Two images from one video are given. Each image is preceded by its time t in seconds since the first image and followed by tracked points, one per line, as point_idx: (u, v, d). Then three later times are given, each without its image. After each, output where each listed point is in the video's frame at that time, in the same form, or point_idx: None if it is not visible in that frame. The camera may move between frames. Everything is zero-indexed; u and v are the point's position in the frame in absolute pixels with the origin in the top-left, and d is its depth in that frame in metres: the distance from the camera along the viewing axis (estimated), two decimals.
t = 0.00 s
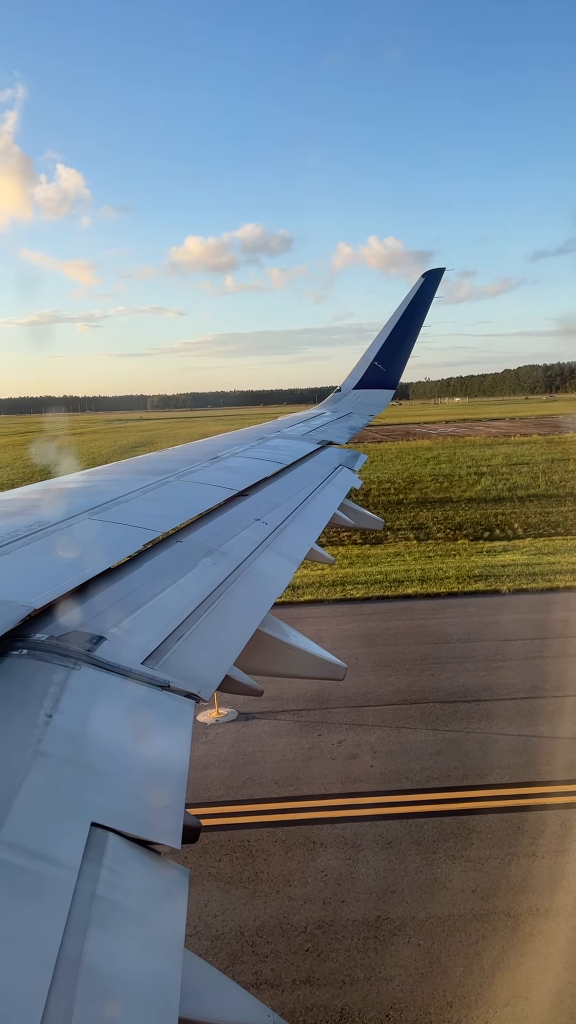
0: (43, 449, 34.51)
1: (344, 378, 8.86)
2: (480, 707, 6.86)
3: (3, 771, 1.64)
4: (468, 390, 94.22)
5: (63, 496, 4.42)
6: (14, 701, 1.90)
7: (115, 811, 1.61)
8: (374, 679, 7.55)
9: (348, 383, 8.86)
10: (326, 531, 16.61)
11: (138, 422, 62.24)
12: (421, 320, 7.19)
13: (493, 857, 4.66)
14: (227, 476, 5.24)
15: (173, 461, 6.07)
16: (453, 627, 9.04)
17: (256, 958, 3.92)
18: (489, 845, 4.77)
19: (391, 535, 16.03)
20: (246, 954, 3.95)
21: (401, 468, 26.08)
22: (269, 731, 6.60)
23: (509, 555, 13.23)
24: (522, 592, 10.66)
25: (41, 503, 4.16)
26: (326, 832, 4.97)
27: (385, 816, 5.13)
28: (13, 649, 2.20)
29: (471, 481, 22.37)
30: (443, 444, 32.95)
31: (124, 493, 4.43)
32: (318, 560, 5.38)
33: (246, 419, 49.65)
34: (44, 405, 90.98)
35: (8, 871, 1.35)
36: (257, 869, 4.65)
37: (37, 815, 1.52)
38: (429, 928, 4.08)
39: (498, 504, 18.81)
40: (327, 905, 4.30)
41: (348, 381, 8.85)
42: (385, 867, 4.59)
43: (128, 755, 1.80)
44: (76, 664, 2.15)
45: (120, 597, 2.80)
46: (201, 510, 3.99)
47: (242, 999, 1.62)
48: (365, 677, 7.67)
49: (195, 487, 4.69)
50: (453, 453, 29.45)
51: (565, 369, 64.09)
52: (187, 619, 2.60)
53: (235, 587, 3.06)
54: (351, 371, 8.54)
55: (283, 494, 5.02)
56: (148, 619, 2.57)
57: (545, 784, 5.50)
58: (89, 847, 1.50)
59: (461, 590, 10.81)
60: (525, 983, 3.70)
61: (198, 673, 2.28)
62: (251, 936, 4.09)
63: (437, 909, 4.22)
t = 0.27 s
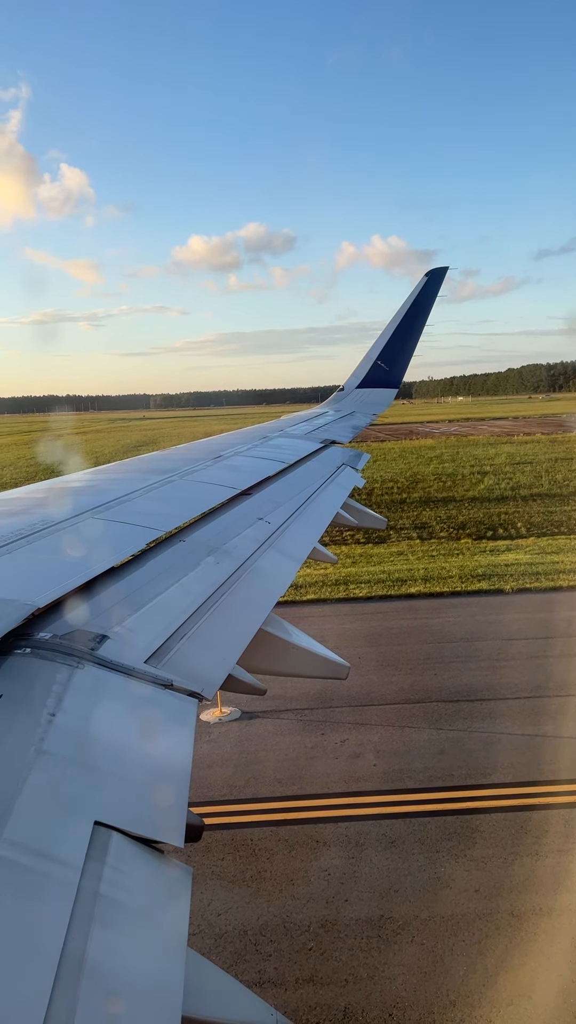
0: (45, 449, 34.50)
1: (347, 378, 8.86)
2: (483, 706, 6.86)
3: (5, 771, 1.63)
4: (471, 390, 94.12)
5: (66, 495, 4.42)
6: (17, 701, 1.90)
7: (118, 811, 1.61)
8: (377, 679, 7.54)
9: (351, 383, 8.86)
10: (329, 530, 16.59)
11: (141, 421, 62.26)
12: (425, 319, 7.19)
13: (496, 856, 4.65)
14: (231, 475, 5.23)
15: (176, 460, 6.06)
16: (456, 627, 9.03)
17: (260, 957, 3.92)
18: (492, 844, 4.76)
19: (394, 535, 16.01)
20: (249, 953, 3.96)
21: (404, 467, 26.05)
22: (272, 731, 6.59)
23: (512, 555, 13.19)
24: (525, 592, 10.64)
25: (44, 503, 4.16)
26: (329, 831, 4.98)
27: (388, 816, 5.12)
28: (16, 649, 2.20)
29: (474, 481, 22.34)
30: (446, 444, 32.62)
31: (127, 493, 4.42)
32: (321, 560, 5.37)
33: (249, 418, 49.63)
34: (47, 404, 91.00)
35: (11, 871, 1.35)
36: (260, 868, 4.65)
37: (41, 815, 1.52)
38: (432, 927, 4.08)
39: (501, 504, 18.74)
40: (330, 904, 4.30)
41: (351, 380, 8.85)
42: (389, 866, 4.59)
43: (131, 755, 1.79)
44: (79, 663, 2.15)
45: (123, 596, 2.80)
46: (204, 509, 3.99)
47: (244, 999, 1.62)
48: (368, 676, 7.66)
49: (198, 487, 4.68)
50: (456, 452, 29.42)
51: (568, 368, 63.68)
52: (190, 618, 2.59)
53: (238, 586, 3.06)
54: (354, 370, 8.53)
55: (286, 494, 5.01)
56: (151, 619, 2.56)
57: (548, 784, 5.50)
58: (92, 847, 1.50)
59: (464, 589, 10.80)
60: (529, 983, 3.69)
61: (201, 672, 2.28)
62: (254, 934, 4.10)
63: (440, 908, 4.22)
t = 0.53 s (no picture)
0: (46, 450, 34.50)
1: (349, 377, 8.85)
2: (485, 705, 6.85)
3: (7, 772, 1.63)
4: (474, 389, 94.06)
5: (68, 495, 4.40)
6: (18, 701, 1.90)
7: (120, 810, 1.61)
8: (378, 678, 7.53)
9: (354, 382, 8.86)
10: (331, 530, 16.56)
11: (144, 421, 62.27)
12: (427, 318, 7.18)
13: (499, 855, 4.65)
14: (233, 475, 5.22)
15: (179, 460, 6.06)
16: (457, 626, 9.02)
17: (262, 956, 3.92)
18: (495, 844, 4.76)
19: (396, 535, 16.00)
20: (251, 952, 3.95)
21: (406, 467, 26.03)
22: (273, 731, 6.59)
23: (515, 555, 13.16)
24: (528, 591, 10.62)
25: (45, 502, 4.15)
26: (332, 830, 4.98)
27: (391, 815, 5.12)
28: (19, 649, 2.20)
29: (476, 480, 22.31)
30: (448, 444, 32.41)
31: (129, 492, 4.40)
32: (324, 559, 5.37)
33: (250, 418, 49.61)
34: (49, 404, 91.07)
35: (14, 871, 1.35)
36: (262, 867, 4.65)
37: (43, 815, 1.52)
38: (435, 926, 4.08)
39: (504, 503, 18.69)
40: (333, 903, 4.30)
41: (354, 380, 8.84)
42: (392, 865, 4.59)
43: (133, 754, 1.79)
44: (82, 662, 2.15)
45: (125, 595, 2.80)
46: (206, 509, 3.98)
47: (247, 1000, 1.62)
48: (369, 676, 7.65)
49: (200, 486, 4.67)
50: (458, 452, 29.38)
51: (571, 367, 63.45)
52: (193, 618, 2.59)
53: (240, 586, 3.06)
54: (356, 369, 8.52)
55: (288, 493, 5.01)
56: (153, 619, 2.56)
57: (550, 783, 5.49)
58: (94, 846, 1.50)
59: (467, 589, 10.78)
60: (531, 983, 3.69)
61: (203, 671, 2.28)
62: (257, 934, 4.10)
63: (443, 908, 4.21)
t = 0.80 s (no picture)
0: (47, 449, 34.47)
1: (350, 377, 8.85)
2: (487, 705, 6.85)
3: (9, 771, 1.63)
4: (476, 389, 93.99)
5: (70, 494, 4.40)
6: (21, 701, 1.90)
7: (122, 810, 1.61)
8: (380, 678, 7.53)
9: (355, 382, 8.85)
10: (333, 530, 16.55)
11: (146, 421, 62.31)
12: (429, 318, 7.18)
13: (501, 855, 4.65)
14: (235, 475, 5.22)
15: (181, 460, 6.06)
16: (459, 626, 9.01)
17: (264, 956, 3.92)
18: (497, 844, 4.76)
19: (398, 534, 15.99)
20: (253, 952, 3.95)
21: (408, 467, 26.01)
22: (275, 731, 6.59)
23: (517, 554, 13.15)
24: (530, 591, 10.61)
25: (47, 502, 4.15)
26: (334, 830, 4.97)
27: (393, 815, 5.12)
28: (21, 648, 2.20)
29: (478, 480, 22.28)
30: (450, 444, 32.32)
31: (131, 492, 4.40)
32: (326, 558, 5.37)
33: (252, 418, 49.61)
34: (51, 404, 91.11)
35: (16, 870, 1.35)
36: (264, 867, 4.65)
37: (45, 814, 1.52)
38: (437, 926, 4.08)
39: (505, 503, 18.68)
40: (335, 903, 4.30)
41: (355, 380, 8.83)
42: (394, 865, 4.58)
43: (135, 754, 1.79)
44: (83, 662, 2.15)
45: (126, 595, 2.80)
46: (208, 509, 3.97)
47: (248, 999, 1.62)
48: (371, 676, 7.65)
49: (201, 486, 4.68)
50: (460, 452, 29.36)
51: (573, 367, 63.37)
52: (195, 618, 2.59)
53: (241, 585, 3.06)
54: (358, 369, 8.51)
55: (290, 493, 5.01)
56: (155, 618, 2.56)
57: (552, 783, 5.49)
58: (95, 845, 1.50)
59: (468, 589, 10.77)
60: (534, 983, 3.68)
61: (204, 671, 2.28)
62: (259, 934, 4.09)
63: (445, 908, 4.21)
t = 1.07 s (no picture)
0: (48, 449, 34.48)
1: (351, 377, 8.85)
2: (488, 705, 6.84)
3: (10, 771, 1.63)
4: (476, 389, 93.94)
5: (71, 494, 4.40)
6: (22, 701, 1.90)
7: (123, 810, 1.61)
8: (382, 678, 7.53)
9: (356, 382, 8.85)
10: (334, 530, 16.55)
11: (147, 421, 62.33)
12: (430, 317, 7.18)
13: (503, 855, 4.65)
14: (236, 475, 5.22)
15: (182, 460, 6.07)
16: (461, 626, 9.00)
17: (266, 956, 3.92)
18: (498, 844, 4.75)
19: (399, 534, 15.98)
20: (254, 952, 3.95)
21: (409, 467, 26.00)
22: (277, 731, 6.59)
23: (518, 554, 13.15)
24: (531, 591, 10.60)
25: (48, 502, 4.15)
26: (335, 830, 4.98)
27: (394, 815, 5.12)
28: (22, 648, 2.21)
29: (479, 480, 22.27)
30: (451, 444, 32.28)
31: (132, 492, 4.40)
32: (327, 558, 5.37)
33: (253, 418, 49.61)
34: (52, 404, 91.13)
35: (18, 870, 1.35)
36: (265, 867, 4.65)
37: (46, 814, 1.52)
38: (438, 926, 4.08)
39: (506, 503, 18.67)
40: (336, 903, 4.30)
41: (356, 380, 8.84)
42: (395, 864, 4.59)
43: (136, 755, 1.79)
44: (84, 662, 2.14)
45: (128, 595, 2.80)
46: (209, 510, 3.98)
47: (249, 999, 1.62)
48: (373, 676, 7.65)
49: (202, 486, 4.68)
50: (461, 452, 29.34)
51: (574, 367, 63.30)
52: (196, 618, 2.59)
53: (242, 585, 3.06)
54: (359, 369, 8.51)
55: (291, 493, 5.01)
56: (156, 619, 2.56)
57: (553, 783, 5.49)
58: (96, 845, 1.50)
59: (469, 589, 10.77)
60: (535, 983, 3.68)
61: (205, 671, 2.28)
62: (260, 934, 4.09)
63: (446, 908, 4.21)
